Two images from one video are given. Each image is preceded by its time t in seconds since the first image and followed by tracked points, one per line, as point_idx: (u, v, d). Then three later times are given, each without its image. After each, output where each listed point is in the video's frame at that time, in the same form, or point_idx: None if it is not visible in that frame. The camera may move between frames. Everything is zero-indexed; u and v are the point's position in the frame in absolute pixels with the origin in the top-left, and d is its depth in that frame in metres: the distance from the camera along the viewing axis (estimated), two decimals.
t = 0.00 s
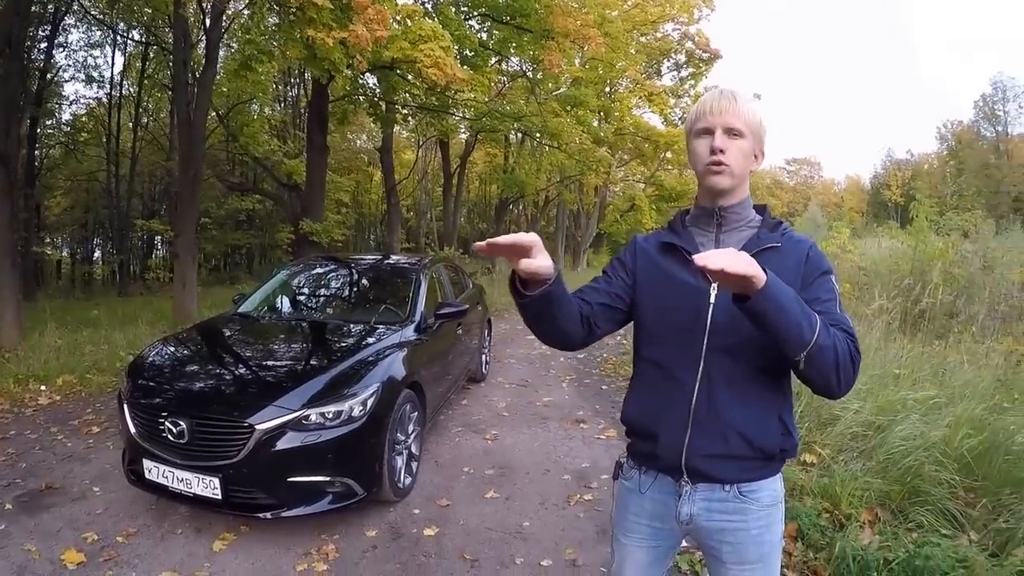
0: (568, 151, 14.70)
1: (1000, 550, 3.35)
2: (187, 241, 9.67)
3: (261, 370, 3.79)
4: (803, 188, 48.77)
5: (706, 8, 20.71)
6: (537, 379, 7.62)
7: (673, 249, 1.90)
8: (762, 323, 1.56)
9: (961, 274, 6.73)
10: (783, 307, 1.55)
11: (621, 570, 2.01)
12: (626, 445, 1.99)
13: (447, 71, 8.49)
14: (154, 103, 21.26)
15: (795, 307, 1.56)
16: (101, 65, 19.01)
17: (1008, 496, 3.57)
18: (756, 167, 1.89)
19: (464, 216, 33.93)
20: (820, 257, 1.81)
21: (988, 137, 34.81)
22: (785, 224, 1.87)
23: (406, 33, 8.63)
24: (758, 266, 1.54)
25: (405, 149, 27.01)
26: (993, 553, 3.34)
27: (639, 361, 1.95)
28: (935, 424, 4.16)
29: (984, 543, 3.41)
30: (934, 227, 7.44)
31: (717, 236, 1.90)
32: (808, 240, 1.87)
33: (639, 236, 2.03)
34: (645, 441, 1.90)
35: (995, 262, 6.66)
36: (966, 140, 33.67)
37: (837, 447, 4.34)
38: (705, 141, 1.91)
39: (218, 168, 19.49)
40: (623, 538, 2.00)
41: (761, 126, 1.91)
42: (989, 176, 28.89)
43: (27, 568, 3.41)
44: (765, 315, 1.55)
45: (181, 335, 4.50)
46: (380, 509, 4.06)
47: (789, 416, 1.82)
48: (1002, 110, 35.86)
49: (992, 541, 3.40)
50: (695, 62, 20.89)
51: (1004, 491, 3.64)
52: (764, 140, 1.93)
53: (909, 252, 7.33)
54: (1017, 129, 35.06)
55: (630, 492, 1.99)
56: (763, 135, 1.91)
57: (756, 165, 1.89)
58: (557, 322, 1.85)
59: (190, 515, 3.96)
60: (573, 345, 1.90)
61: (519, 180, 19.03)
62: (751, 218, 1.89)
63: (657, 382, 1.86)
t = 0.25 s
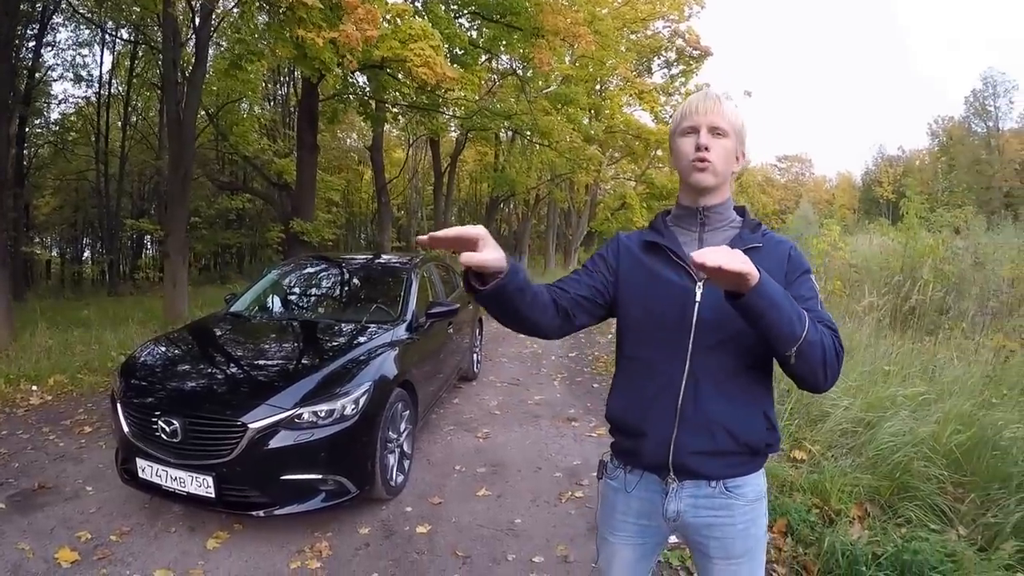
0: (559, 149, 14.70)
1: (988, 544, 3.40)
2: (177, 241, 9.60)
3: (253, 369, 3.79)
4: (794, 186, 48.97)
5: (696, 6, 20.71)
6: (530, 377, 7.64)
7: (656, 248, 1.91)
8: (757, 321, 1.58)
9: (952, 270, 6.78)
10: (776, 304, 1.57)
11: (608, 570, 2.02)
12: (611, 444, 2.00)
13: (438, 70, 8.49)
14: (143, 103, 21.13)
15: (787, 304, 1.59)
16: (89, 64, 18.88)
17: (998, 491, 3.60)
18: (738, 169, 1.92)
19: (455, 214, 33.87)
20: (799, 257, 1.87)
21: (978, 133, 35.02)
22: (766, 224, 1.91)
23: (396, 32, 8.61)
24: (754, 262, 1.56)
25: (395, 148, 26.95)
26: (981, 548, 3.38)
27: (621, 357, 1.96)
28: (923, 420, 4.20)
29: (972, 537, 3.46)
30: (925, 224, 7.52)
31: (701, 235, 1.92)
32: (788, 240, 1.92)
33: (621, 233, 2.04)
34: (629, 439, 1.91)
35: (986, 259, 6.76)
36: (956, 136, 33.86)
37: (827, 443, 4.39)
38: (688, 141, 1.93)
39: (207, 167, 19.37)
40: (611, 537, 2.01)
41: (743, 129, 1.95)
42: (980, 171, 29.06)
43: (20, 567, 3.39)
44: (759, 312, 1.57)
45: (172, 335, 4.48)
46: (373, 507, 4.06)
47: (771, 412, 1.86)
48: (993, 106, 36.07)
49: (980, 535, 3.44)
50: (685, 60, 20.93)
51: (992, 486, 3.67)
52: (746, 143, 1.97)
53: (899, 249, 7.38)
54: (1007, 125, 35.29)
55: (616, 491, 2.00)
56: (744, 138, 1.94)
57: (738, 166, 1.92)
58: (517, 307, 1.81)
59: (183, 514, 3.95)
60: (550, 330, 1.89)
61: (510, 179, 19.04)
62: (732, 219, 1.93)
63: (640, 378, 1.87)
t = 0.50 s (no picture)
0: (550, 147, 14.70)
1: (977, 540, 3.47)
2: (168, 242, 9.54)
3: (245, 369, 3.78)
4: (786, 184, 49.12)
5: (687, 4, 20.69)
6: (522, 377, 7.65)
7: (637, 246, 1.93)
8: (742, 318, 1.61)
9: (943, 268, 6.83)
10: (760, 302, 1.61)
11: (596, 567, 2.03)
12: (596, 440, 2.01)
13: (428, 70, 8.46)
14: (133, 102, 21.02)
15: (769, 300, 1.62)
16: (79, 63, 18.76)
17: (987, 487, 3.65)
18: (717, 171, 1.94)
19: (447, 213, 33.80)
20: (778, 258, 1.90)
21: (970, 131, 35.21)
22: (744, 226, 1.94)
23: (387, 32, 8.59)
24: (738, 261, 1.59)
25: (386, 147, 26.89)
26: (970, 543, 3.45)
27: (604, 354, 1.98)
28: (913, 418, 4.24)
29: (962, 533, 3.52)
30: (916, 223, 7.57)
31: (681, 235, 1.93)
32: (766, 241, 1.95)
33: (605, 230, 2.06)
34: (614, 435, 1.93)
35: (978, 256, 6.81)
36: (949, 133, 34.00)
37: (817, 441, 4.43)
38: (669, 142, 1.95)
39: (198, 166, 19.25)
40: (599, 533, 2.02)
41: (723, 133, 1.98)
42: (971, 168, 29.22)
43: (14, 566, 3.37)
44: (743, 309, 1.60)
45: (164, 335, 4.46)
46: (366, 506, 4.06)
47: (753, 407, 1.89)
48: (984, 103, 36.25)
49: (969, 531, 3.51)
50: (676, 58, 20.96)
51: (981, 483, 3.71)
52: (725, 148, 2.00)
53: (891, 247, 7.43)
54: (998, 123, 35.50)
55: (602, 488, 2.01)
56: (723, 141, 1.96)
57: (717, 167, 1.94)
58: (474, 301, 1.85)
59: (177, 513, 3.93)
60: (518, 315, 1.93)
61: (502, 178, 19.03)
62: (711, 219, 1.94)
63: (623, 375, 1.89)
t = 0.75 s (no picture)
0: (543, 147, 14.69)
1: (967, 537, 3.47)
2: (159, 242, 9.48)
3: (239, 369, 3.77)
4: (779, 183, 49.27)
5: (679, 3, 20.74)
6: (515, 376, 7.66)
7: (622, 245, 1.94)
8: (725, 317, 1.63)
9: (936, 267, 6.86)
10: (743, 302, 1.62)
11: (585, 561, 2.04)
12: (584, 435, 2.02)
13: (420, 70, 8.44)
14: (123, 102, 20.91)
15: (752, 300, 1.64)
16: (69, 62, 18.65)
17: (977, 485, 3.66)
18: (700, 171, 1.95)
19: (439, 213, 33.75)
20: (759, 256, 1.92)
21: (962, 129, 35.37)
22: (726, 225, 1.96)
23: (379, 32, 8.55)
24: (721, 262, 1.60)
25: (378, 147, 26.83)
26: (960, 541, 3.45)
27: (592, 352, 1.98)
28: (903, 416, 4.27)
29: (952, 530, 3.53)
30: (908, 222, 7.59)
31: (665, 234, 1.94)
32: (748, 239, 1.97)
33: (590, 230, 2.07)
34: (600, 431, 1.94)
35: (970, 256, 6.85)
36: (941, 132, 34.15)
37: (809, 439, 4.46)
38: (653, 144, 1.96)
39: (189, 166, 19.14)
40: (587, 527, 2.03)
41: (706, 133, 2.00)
42: (964, 166, 29.36)
43: (8, 566, 3.35)
44: (726, 309, 1.62)
45: (156, 335, 4.44)
46: (360, 505, 4.06)
47: (736, 402, 1.90)
48: (977, 101, 36.40)
49: (959, 528, 3.52)
50: (669, 57, 20.98)
51: (970, 480, 3.74)
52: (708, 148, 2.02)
53: (882, 246, 7.50)
54: (990, 121, 35.67)
55: (590, 481, 2.02)
56: (707, 141, 1.98)
57: (701, 168, 1.95)
58: (466, 304, 1.87)
59: (171, 512, 3.91)
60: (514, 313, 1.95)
61: (494, 177, 19.02)
62: (694, 218, 1.95)
63: (610, 372, 1.90)
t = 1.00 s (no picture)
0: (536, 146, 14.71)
1: (958, 534, 3.45)
2: (152, 242, 9.43)
3: (233, 368, 3.76)
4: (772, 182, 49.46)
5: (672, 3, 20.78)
6: (509, 376, 7.67)
7: (609, 248, 1.94)
8: (708, 318, 1.64)
9: (928, 267, 6.87)
10: (725, 304, 1.64)
11: (578, 554, 2.05)
12: (576, 432, 2.03)
13: (413, 70, 8.45)
14: (115, 101, 20.81)
15: (734, 300, 1.66)
16: (61, 61, 18.59)
17: (968, 482, 3.66)
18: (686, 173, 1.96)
19: (433, 213, 33.72)
20: (744, 256, 1.93)
21: (955, 129, 35.56)
22: (711, 225, 1.97)
23: (372, 32, 8.54)
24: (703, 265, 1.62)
25: (371, 146, 26.77)
26: (951, 537, 3.44)
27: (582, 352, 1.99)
28: (895, 415, 4.31)
29: (943, 527, 3.52)
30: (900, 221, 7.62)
31: (652, 236, 1.95)
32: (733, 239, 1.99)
33: (578, 231, 2.08)
34: (590, 428, 1.96)
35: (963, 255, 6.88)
36: (934, 131, 34.33)
37: (801, 438, 4.49)
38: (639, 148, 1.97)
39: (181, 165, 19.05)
40: (581, 521, 2.04)
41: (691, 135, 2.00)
42: (956, 166, 29.54)
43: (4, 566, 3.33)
44: (709, 311, 1.63)
45: (150, 335, 4.42)
46: (355, 504, 4.06)
47: (723, 399, 1.92)
48: (970, 100, 36.58)
49: (951, 526, 3.50)
50: (662, 57, 21.02)
51: (962, 477, 3.75)
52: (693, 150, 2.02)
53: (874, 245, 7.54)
54: (982, 121, 35.89)
55: (583, 477, 2.03)
56: (693, 144, 1.98)
57: (686, 171, 1.96)
58: (464, 310, 1.88)
59: (167, 512, 3.90)
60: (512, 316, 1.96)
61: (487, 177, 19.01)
62: (681, 220, 1.96)
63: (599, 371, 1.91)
